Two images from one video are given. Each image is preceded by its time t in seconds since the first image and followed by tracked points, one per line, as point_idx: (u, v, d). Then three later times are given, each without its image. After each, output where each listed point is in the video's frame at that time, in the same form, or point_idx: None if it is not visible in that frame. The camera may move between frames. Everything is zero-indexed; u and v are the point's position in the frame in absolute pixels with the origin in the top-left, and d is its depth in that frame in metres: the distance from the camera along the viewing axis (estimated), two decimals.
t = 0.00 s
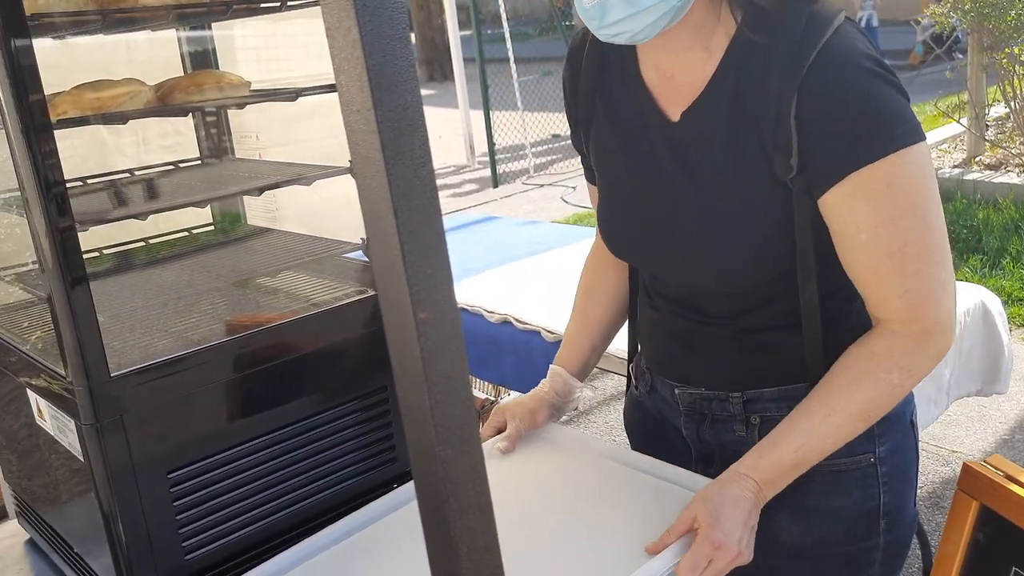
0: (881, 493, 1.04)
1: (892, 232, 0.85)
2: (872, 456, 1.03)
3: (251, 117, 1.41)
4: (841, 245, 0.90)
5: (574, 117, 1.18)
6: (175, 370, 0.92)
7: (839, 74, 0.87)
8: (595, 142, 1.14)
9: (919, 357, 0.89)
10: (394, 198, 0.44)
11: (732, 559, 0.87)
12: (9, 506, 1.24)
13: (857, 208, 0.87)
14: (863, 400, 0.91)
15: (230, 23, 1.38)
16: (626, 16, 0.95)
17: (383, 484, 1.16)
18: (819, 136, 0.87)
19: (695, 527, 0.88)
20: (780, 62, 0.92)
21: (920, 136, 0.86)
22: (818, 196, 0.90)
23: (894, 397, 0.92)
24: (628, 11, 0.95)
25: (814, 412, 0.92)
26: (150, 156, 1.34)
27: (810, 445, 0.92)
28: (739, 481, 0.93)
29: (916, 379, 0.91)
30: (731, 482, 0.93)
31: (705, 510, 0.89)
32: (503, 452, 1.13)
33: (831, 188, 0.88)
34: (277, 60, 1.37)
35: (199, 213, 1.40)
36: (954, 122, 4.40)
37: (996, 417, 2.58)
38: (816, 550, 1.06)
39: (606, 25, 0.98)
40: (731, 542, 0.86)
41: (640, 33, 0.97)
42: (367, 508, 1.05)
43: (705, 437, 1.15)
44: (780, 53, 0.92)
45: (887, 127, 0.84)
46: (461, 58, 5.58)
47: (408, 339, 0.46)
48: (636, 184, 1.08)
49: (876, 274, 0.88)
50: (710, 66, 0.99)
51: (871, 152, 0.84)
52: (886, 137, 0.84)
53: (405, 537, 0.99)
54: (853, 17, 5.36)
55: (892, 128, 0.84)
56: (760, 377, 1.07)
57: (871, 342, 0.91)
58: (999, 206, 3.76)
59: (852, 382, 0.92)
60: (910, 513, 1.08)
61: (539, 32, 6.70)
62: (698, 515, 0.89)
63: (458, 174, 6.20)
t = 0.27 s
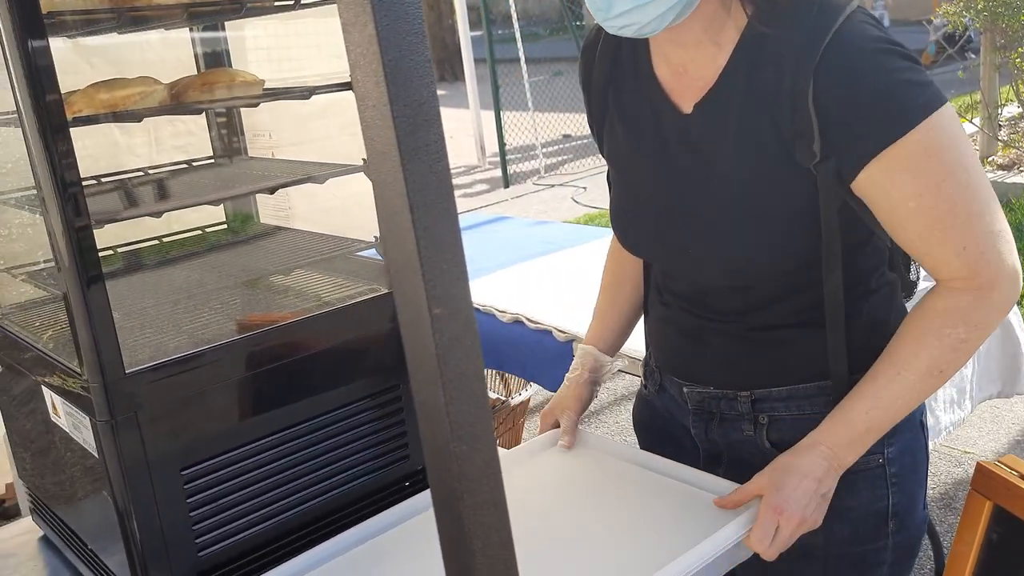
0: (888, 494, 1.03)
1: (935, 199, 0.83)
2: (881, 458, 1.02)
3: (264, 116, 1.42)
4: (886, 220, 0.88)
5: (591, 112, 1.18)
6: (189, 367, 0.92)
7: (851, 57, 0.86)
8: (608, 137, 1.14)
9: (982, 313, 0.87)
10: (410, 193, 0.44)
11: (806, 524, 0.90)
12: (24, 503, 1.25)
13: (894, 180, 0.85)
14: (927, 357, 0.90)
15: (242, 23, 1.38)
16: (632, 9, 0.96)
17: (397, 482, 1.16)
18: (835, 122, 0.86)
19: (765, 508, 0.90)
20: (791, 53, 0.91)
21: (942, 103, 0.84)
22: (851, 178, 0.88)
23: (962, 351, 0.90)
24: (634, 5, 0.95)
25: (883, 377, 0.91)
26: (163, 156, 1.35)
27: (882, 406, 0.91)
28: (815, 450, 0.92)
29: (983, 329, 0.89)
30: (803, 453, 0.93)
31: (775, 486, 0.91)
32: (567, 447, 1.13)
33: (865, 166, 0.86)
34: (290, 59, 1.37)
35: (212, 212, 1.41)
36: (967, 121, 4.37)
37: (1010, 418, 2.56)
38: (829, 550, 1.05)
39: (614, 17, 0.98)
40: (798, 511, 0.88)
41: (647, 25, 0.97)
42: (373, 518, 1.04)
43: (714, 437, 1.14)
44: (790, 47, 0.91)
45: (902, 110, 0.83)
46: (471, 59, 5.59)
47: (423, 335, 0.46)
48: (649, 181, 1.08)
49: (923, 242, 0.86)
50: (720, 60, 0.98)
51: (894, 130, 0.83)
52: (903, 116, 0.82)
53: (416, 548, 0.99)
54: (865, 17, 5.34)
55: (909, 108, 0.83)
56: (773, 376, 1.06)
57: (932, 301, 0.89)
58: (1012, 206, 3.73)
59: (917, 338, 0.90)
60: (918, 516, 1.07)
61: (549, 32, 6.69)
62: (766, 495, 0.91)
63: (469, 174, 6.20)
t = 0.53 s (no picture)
0: (899, 496, 1.03)
1: (946, 205, 0.82)
2: (892, 460, 1.02)
3: (271, 115, 1.42)
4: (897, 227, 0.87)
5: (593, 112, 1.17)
6: (196, 365, 0.92)
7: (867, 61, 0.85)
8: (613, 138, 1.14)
9: (993, 324, 0.85)
10: (420, 191, 0.44)
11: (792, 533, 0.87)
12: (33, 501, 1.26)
13: (906, 186, 0.84)
14: (931, 368, 0.87)
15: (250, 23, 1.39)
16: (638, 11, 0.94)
17: (403, 480, 1.16)
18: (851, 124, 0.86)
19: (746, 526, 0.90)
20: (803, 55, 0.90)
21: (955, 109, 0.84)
22: (861, 184, 0.87)
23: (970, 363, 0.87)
24: (641, 6, 0.94)
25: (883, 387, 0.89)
26: (171, 154, 1.35)
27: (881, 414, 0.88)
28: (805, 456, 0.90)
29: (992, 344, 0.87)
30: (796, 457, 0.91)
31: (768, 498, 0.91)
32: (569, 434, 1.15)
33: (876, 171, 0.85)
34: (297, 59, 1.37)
35: (220, 211, 1.41)
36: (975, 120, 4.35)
37: (1018, 418, 2.55)
38: (837, 550, 1.05)
39: (619, 18, 0.97)
40: (783, 519, 0.86)
41: (653, 27, 0.96)
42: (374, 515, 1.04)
43: (720, 443, 1.14)
44: (801, 47, 0.91)
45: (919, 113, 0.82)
46: (478, 58, 5.59)
47: (433, 334, 0.46)
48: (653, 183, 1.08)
49: (934, 249, 0.85)
50: (731, 64, 0.98)
51: (910, 134, 0.82)
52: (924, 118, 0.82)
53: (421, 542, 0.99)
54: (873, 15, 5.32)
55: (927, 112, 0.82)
56: (782, 376, 1.06)
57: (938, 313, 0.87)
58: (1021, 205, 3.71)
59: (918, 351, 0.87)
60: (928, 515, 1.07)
61: (556, 32, 6.69)
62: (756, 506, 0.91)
63: (476, 174, 6.21)
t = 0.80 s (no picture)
0: (907, 505, 1.03)
1: (916, 250, 0.82)
2: (898, 470, 1.02)
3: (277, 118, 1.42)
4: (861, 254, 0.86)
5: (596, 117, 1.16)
6: (203, 368, 0.93)
7: (878, 77, 0.85)
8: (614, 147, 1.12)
9: (906, 397, 0.85)
10: (421, 199, 0.44)
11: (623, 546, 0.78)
12: (41, 501, 1.27)
13: (885, 216, 0.83)
14: (868, 404, 0.85)
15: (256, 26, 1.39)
16: (649, 24, 0.96)
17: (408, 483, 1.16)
18: (863, 137, 0.85)
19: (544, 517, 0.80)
20: (817, 68, 0.91)
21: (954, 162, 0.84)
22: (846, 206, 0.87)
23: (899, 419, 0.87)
24: (651, 20, 0.95)
25: (797, 412, 0.86)
26: (177, 157, 1.36)
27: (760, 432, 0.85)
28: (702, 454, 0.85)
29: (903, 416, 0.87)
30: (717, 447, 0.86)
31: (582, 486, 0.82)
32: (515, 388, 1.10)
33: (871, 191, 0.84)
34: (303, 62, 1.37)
35: (226, 214, 1.41)
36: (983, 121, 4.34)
37: None
38: (840, 554, 1.05)
39: (628, 31, 0.98)
40: (616, 524, 0.78)
41: (663, 41, 0.97)
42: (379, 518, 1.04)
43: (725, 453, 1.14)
44: (813, 61, 0.92)
45: (928, 134, 0.83)
46: (484, 59, 5.59)
47: (435, 340, 0.47)
48: (655, 195, 1.08)
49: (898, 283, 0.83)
50: (743, 82, 0.99)
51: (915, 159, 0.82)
52: (931, 142, 0.82)
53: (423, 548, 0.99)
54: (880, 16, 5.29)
55: (936, 136, 0.83)
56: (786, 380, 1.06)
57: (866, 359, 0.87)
58: None
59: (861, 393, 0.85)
60: (938, 522, 1.07)
61: (563, 32, 6.68)
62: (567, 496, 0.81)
63: (483, 174, 6.21)
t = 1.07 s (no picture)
0: (927, 510, 1.03)
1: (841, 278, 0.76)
2: (919, 474, 1.02)
3: (281, 119, 1.43)
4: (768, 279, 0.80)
5: (570, 140, 1.08)
6: (205, 369, 0.92)
7: (855, 88, 0.80)
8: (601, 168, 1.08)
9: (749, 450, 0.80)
10: (424, 199, 0.44)
11: None
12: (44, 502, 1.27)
13: (806, 237, 0.78)
14: (717, 460, 0.80)
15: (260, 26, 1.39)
16: (635, 47, 0.94)
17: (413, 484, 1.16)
18: (823, 159, 0.79)
19: None
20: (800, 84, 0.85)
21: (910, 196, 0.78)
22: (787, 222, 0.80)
23: (744, 482, 0.80)
24: (638, 41, 0.94)
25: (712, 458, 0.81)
26: (181, 158, 1.36)
27: (691, 483, 0.80)
28: (644, 516, 0.80)
29: (760, 476, 0.81)
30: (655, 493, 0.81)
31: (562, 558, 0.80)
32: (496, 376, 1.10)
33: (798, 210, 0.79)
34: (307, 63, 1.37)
35: (231, 214, 1.42)
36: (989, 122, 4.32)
37: None
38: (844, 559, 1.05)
39: (612, 54, 0.96)
40: None
41: (648, 64, 0.96)
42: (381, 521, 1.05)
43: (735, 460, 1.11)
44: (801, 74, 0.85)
45: (892, 162, 0.78)
46: (488, 60, 5.59)
47: (438, 340, 0.46)
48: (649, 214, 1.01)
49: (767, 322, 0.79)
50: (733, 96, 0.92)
51: (851, 190, 0.77)
52: (888, 172, 0.77)
53: (424, 553, 1.00)
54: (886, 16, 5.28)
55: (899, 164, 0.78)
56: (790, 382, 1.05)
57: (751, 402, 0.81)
58: None
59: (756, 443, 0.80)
60: (953, 525, 1.07)
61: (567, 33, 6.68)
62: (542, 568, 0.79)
63: (487, 175, 6.21)
